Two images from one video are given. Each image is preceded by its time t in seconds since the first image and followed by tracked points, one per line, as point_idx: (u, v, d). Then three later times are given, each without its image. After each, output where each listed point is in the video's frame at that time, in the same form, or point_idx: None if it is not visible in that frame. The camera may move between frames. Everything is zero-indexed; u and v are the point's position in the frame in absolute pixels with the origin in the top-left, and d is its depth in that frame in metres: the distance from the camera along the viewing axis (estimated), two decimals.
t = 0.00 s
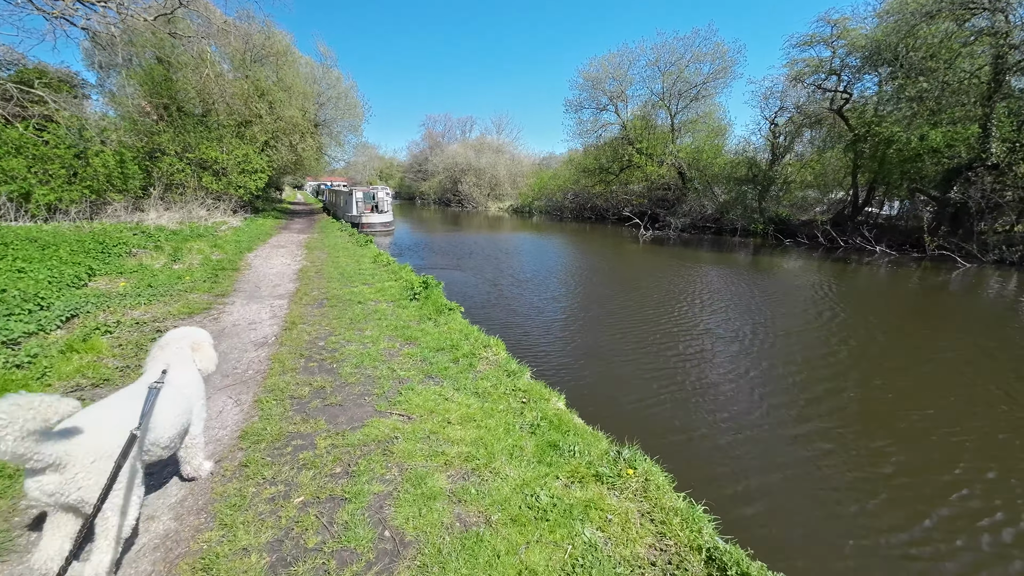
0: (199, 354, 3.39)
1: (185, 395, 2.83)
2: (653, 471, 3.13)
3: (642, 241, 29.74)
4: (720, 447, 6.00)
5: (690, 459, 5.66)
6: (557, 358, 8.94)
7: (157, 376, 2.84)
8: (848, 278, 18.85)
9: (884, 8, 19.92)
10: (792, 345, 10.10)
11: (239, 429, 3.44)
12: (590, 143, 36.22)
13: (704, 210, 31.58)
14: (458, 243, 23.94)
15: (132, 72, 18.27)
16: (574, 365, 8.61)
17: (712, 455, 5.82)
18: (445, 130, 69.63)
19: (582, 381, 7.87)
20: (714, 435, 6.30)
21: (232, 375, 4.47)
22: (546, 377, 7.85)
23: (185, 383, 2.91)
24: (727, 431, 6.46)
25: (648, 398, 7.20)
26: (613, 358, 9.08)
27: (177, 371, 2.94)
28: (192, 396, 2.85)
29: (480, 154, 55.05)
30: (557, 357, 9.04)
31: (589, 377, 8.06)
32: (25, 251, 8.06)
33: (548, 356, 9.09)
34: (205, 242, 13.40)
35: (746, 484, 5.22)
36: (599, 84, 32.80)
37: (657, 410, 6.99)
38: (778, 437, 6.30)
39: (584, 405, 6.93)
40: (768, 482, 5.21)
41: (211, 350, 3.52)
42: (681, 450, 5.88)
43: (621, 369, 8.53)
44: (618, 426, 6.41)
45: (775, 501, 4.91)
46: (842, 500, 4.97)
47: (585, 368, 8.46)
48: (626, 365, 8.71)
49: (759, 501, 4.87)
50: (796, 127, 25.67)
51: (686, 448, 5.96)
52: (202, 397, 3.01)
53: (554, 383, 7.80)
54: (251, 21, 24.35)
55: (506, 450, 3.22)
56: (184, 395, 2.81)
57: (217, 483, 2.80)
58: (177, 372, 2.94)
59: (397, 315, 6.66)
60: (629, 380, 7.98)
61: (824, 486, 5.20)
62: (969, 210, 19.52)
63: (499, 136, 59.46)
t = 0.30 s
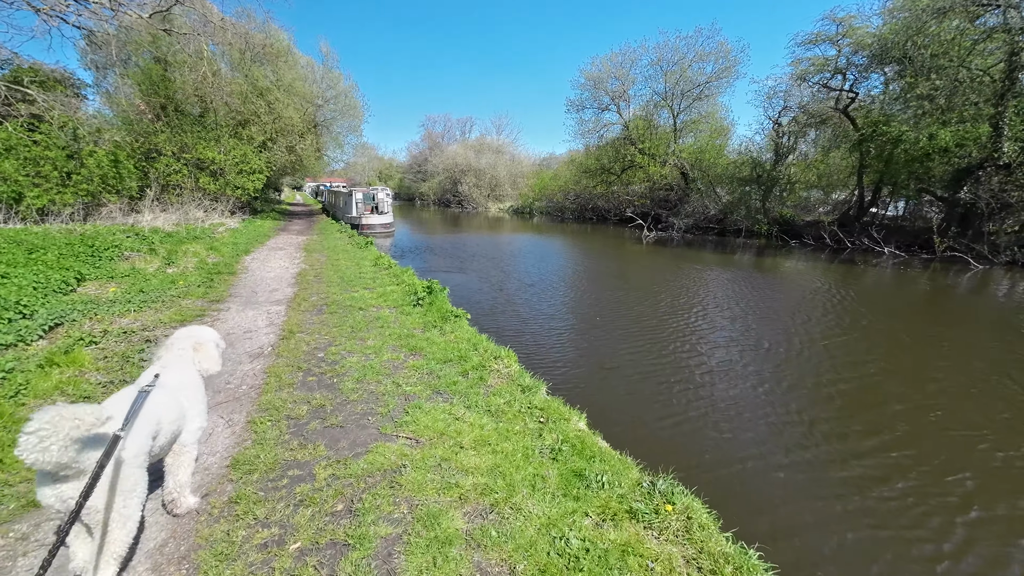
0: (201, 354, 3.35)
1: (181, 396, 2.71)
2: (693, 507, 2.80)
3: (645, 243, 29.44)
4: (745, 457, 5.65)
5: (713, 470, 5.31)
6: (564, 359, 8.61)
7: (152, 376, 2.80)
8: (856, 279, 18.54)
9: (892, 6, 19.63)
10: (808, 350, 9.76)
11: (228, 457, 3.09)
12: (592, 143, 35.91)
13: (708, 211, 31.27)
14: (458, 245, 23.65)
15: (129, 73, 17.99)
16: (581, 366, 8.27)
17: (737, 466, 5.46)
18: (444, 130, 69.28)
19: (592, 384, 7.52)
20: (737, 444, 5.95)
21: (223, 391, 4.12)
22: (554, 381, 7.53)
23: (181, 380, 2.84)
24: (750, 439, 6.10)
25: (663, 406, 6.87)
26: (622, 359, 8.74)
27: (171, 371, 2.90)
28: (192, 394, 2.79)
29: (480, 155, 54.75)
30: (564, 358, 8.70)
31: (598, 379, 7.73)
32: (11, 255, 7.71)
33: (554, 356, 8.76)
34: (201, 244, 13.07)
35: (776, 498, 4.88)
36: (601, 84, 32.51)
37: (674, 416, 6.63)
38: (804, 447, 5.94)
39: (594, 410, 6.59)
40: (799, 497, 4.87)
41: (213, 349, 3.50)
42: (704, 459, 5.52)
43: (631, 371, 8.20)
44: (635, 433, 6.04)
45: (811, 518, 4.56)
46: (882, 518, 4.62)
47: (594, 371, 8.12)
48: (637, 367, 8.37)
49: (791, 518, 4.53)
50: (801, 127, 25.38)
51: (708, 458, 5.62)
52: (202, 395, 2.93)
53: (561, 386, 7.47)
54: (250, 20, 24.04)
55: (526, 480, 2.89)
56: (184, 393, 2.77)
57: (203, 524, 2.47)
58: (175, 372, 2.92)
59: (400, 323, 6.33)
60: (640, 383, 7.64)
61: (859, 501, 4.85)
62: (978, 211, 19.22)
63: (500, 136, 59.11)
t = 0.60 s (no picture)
0: (199, 350, 3.50)
1: (183, 389, 2.79)
2: (737, 548, 2.48)
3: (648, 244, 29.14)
4: (769, 467, 5.31)
5: (737, 483, 4.96)
6: (570, 365, 8.33)
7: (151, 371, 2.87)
8: (865, 281, 18.21)
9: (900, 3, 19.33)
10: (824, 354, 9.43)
11: (212, 486, 2.78)
12: (594, 143, 35.61)
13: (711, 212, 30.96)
14: (459, 246, 23.35)
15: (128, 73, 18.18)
16: (588, 373, 8.00)
17: (761, 478, 5.12)
18: (444, 131, 68.97)
19: (601, 391, 7.22)
20: (759, 454, 5.60)
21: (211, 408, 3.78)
22: (561, 389, 7.24)
23: (178, 373, 2.91)
24: (772, 448, 5.75)
25: (678, 414, 6.54)
26: (631, 365, 8.44)
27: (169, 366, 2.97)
28: (190, 385, 2.86)
29: (480, 155, 54.46)
30: (570, 364, 8.42)
31: (607, 386, 7.44)
32: None
33: (560, 362, 8.49)
34: (197, 246, 12.75)
35: (807, 514, 4.53)
36: (603, 83, 32.22)
37: (690, 424, 6.29)
38: (830, 457, 5.60)
39: (605, 420, 6.27)
40: (831, 514, 4.53)
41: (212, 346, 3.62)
42: (726, 472, 5.18)
43: (640, 377, 7.91)
44: (650, 445, 5.71)
45: (846, 537, 4.22)
46: (924, 538, 4.27)
47: (602, 377, 7.83)
48: (646, 373, 8.06)
49: (825, 537, 4.19)
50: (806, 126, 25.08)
51: (730, 469, 5.28)
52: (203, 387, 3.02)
53: (567, 392, 7.20)
54: (249, 19, 23.75)
55: (546, 515, 2.58)
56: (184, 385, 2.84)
57: (178, 570, 2.16)
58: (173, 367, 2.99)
59: (402, 329, 6.02)
60: (650, 391, 7.35)
61: (895, 518, 4.51)
62: (988, 211, 18.91)
63: (500, 136, 58.80)
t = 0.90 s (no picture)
0: (212, 352, 3.39)
1: (197, 390, 2.89)
2: None
3: (652, 244, 28.75)
4: (801, 480, 4.91)
5: (770, 496, 4.55)
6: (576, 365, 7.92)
7: (169, 369, 2.92)
8: (874, 282, 17.86)
9: None
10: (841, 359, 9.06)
11: (183, 530, 2.42)
12: (596, 143, 35.25)
13: (715, 212, 30.57)
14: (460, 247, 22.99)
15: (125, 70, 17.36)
16: (595, 372, 7.60)
17: (794, 491, 4.72)
18: (444, 131, 68.68)
19: (612, 393, 6.80)
20: (789, 464, 5.20)
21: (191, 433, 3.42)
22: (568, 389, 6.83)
23: (194, 378, 2.95)
24: (801, 457, 5.36)
25: (697, 421, 6.13)
26: (641, 366, 8.04)
27: (187, 366, 3.01)
28: (204, 393, 2.90)
29: (481, 155, 54.09)
30: (577, 364, 8.02)
31: (617, 387, 7.03)
32: None
33: (566, 361, 8.08)
34: (191, 247, 12.37)
35: (850, 533, 4.13)
36: (605, 82, 31.88)
37: (712, 430, 5.88)
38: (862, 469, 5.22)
39: (619, 424, 5.86)
40: (874, 531, 4.14)
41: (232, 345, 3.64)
42: (756, 485, 4.77)
43: (651, 378, 7.50)
44: (671, 452, 5.29)
45: (895, 558, 3.83)
46: (980, 559, 3.88)
47: (612, 377, 7.43)
48: (659, 375, 7.66)
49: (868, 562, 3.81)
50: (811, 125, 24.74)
51: (759, 481, 4.87)
52: (212, 393, 3.05)
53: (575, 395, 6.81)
54: (247, 17, 23.43)
55: (570, 567, 2.22)
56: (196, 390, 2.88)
57: None
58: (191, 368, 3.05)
59: (402, 337, 5.64)
60: (664, 393, 6.94)
61: (944, 536, 4.13)
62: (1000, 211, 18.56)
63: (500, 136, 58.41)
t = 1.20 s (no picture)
0: (213, 356, 3.44)
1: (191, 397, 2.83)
2: None
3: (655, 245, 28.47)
4: (830, 503, 4.62)
5: (799, 524, 4.27)
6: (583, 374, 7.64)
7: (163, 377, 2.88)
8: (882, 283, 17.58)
9: None
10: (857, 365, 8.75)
11: None
12: (598, 143, 34.93)
13: (718, 212, 30.26)
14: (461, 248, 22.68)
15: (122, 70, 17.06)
16: (602, 381, 7.33)
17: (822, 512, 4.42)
18: (444, 131, 68.35)
19: (623, 405, 6.53)
20: (815, 484, 4.90)
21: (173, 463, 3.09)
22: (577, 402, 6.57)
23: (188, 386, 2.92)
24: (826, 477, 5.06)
25: (713, 435, 5.86)
26: (651, 375, 7.74)
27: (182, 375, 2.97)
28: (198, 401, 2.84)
29: (481, 155, 53.78)
30: (584, 372, 7.74)
31: (627, 399, 6.74)
32: None
33: (572, 370, 7.80)
34: (186, 250, 12.05)
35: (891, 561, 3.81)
36: (607, 81, 31.55)
37: (730, 447, 5.61)
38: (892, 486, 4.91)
39: (632, 440, 5.58)
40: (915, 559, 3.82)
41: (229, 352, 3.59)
42: (784, 510, 4.47)
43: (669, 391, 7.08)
44: (691, 473, 4.99)
45: None
46: None
47: (618, 387, 7.15)
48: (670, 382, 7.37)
49: None
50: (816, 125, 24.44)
51: (787, 503, 4.57)
52: (208, 402, 3.00)
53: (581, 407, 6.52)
54: (245, 15, 23.12)
55: None
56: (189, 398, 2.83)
57: None
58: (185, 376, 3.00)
59: (404, 348, 5.32)
60: (676, 404, 6.66)
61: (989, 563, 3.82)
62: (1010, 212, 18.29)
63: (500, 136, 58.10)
